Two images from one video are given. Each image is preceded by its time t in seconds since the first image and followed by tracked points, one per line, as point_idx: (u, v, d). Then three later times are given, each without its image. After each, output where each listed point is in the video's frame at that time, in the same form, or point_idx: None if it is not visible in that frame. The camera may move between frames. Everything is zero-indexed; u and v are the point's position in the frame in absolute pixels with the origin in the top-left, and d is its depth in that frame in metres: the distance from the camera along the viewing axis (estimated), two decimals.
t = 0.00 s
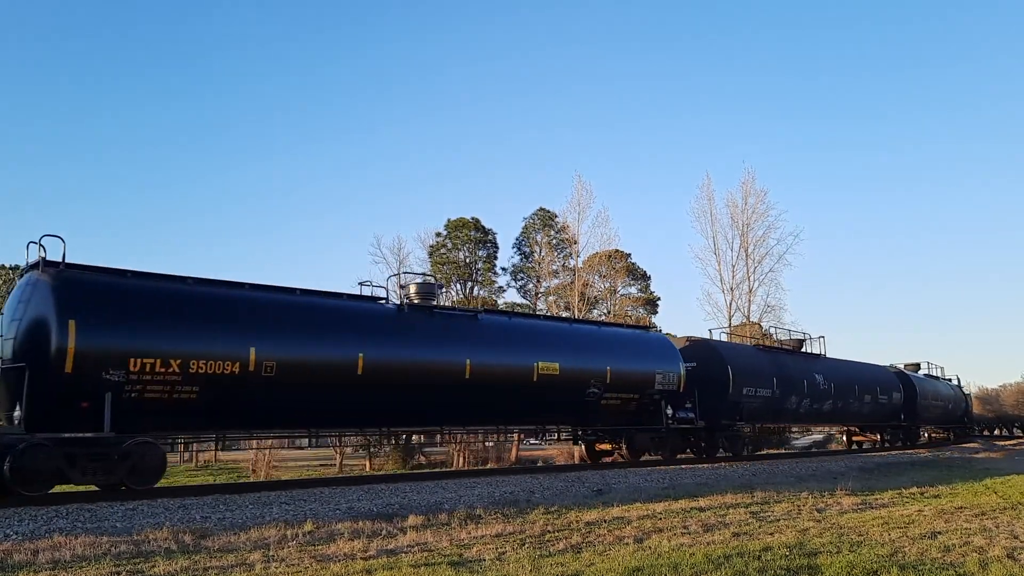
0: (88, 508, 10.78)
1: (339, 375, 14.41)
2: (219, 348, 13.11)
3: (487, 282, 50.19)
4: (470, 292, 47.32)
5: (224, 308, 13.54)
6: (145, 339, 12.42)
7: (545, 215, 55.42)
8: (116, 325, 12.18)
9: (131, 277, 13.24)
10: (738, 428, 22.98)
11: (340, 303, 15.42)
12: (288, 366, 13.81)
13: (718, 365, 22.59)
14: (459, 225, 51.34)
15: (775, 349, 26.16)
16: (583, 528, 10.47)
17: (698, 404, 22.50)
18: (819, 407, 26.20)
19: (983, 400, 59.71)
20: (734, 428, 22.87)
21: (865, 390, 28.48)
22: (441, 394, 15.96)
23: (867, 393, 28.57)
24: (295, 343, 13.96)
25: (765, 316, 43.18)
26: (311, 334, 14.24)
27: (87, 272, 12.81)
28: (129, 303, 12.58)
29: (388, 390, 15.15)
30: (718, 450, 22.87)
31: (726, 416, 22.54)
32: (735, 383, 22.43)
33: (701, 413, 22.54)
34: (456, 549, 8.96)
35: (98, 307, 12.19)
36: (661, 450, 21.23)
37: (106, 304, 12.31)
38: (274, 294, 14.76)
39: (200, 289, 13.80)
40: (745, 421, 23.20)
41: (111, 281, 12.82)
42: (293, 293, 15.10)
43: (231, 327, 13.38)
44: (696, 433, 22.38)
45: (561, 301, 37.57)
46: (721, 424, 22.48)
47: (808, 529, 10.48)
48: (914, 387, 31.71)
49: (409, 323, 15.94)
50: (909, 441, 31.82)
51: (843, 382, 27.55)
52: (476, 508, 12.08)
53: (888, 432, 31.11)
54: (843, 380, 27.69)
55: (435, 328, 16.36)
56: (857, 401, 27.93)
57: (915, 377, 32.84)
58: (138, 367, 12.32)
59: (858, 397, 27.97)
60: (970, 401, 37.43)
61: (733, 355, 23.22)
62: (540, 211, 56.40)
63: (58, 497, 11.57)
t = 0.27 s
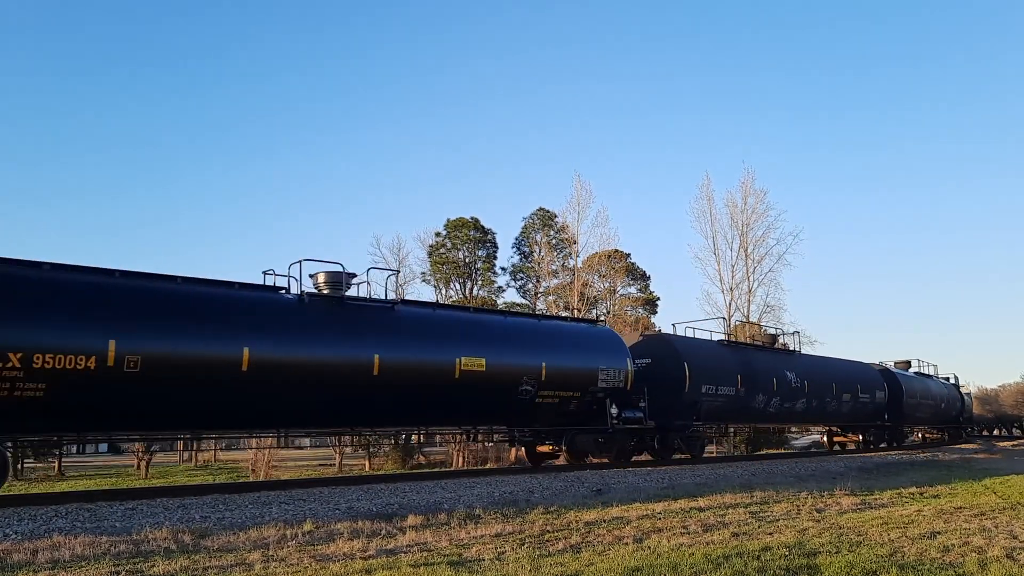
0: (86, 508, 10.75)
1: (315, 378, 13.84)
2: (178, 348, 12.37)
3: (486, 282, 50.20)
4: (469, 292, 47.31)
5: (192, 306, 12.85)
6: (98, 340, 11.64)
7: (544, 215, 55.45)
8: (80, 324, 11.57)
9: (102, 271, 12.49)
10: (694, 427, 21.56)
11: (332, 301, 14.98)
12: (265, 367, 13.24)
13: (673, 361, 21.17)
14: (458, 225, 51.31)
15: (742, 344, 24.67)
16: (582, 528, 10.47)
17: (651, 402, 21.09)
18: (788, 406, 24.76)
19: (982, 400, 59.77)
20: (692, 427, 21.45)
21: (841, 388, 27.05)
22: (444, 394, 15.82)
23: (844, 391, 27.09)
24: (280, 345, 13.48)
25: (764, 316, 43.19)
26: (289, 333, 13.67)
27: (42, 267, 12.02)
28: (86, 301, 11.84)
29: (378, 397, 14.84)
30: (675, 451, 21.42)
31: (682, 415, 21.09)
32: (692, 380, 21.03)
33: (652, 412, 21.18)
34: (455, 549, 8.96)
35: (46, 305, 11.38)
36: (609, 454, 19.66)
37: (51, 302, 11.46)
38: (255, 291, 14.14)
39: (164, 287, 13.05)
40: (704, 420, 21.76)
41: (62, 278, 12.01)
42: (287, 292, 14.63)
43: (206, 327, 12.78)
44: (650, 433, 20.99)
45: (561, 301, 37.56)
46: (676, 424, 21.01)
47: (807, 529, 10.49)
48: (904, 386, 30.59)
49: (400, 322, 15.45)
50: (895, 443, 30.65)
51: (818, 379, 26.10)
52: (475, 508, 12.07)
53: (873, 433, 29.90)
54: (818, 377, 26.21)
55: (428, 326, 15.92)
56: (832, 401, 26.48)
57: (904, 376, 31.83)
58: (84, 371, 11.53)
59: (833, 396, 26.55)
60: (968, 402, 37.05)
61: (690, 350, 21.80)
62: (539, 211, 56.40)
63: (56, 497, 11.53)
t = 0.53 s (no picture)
0: (85, 508, 10.75)
1: (312, 375, 13.88)
2: (167, 346, 12.35)
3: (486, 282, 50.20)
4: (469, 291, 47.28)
5: (184, 305, 12.87)
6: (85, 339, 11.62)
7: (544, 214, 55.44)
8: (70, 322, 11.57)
9: (94, 271, 12.50)
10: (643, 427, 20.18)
11: (331, 300, 15.08)
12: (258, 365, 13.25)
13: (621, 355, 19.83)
14: (457, 225, 51.30)
15: (702, 338, 23.30)
16: (581, 528, 10.46)
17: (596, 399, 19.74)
18: (750, 405, 23.42)
19: (981, 400, 59.80)
20: (642, 427, 20.10)
21: (809, 387, 25.70)
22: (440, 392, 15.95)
23: (813, 389, 25.74)
24: (277, 344, 13.56)
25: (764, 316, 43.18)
26: (285, 332, 13.72)
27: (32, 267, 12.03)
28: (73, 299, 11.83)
29: (373, 395, 14.88)
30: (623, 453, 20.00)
31: (630, 413, 19.74)
32: (642, 377, 19.70)
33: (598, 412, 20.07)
34: (455, 549, 8.96)
35: (31, 303, 11.36)
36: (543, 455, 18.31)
37: (37, 301, 11.45)
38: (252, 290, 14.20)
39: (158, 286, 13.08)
40: (654, 420, 20.41)
41: (51, 277, 12.02)
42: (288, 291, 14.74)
43: (201, 326, 12.82)
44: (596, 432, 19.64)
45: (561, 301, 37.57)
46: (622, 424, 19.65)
47: (806, 529, 10.49)
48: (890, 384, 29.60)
49: (397, 321, 15.55)
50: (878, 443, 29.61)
51: (785, 377, 24.74)
52: (475, 508, 12.06)
53: (853, 434, 28.76)
54: (785, 374, 24.88)
55: (425, 325, 16.04)
56: (799, 399, 25.12)
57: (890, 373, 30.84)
58: (71, 370, 11.50)
59: (799, 395, 25.20)
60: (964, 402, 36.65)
61: (641, 344, 20.49)
62: (539, 210, 56.37)
63: (55, 497, 11.51)
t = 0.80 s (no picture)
0: (85, 508, 10.74)
1: (312, 375, 13.91)
2: (166, 346, 12.34)
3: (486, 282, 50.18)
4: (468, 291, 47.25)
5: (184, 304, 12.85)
6: (83, 338, 11.60)
7: (543, 215, 55.44)
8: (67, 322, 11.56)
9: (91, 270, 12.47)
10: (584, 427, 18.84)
11: (330, 300, 15.09)
12: (256, 364, 13.24)
13: (560, 351, 18.49)
14: (456, 225, 51.28)
15: (657, 334, 21.97)
16: (582, 528, 10.46)
17: (531, 398, 18.51)
18: (707, 404, 22.08)
19: (981, 400, 59.88)
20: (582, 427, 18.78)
21: (774, 385, 24.35)
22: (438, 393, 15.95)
23: (778, 388, 24.39)
24: (277, 345, 13.55)
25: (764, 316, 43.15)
26: (285, 331, 13.72)
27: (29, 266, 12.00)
28: (71, 299, 11.80)
29: (371, 394, 14.87)
30: (562, 455, 18.56)
31: (570, 412, 18.42)
32: (582, 374, 18.39)
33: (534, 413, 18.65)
34: (455, 549, 8.96)
35: (27, 303, 11.34)
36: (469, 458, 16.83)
37: (33, 301, 11.42)
38: (251, 289, 14.19)
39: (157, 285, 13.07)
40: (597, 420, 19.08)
41: (48, 277, 11.95)
42: (285, 291, 14.70)
43: (200, 325, 12.81)
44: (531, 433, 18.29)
45: (560, 301, 37.59)
46: (560, 423, 18.31)
47: (806, 529, 10.49)
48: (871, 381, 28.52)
49: (396, 320, 15.57)
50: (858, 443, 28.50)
51: (747, 375, 23.40)
52: (475, 508, 12.06)
53: (829, 435, 27.51)
54: (748, 372, 23.54)
55: (424, 324, 16.05)
56: (763, 399, 23.74)
57: (873, 370, 29.72)
58: (69, 369, 11.48)
59: (762, 394, 23.80)
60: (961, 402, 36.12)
61: (583, 340, 19.13)
62: (539, 210, 56.37)
63: (55, 497, 11.50)
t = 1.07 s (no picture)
0: (84, 508, 10.73)
1: (313, 373, 14.00)
2: (167, 346, 12.37)
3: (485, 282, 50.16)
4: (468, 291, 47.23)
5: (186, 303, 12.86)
6: (84, 338, 11.62)
7: (543, 214, 55.43)
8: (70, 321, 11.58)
9: (92, 269, 12.45)
10: (512, 427, 17.31)
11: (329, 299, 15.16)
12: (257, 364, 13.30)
13: (490, 344, 17.01)
14: (456, 225, 51.26)
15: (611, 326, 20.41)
16: (581, 528, 10.46)
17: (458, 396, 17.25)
18: (661, 403, 20.43)
19: (980, 400, 59.94)
20: (509, 428, 17.25)
21: (739, 383, 22.67)
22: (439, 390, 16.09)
23: (743, 386, 22.69)
24: (278, 344, 13.60)
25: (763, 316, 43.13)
26: (286, 331, 13.76)
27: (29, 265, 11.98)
28: (71, 297, 11.81)
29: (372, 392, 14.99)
30: (491, 458, 17.07)
31: (496, 411, 16.90)
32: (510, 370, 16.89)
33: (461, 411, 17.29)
34: (454, 549, 8.95)
35: (28, 302, 11.34)
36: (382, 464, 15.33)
37: (34, 300, 11.43)
38: (252, 288, 14.21)
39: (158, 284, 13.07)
40: (528, 419, 17.54)
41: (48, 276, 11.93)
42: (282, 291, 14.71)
43: (202, 325, 12.84)
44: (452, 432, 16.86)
45: (560, 301, 37.59)
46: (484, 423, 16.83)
47: (805, 529, 10.48)
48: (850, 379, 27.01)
49: (394, 319, 15.67)
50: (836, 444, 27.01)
51: (709, 372, 21.74)
52: (474, 508, 12.05)
53: (802, 435, 25.93)
54: (710, 368, 21.88)
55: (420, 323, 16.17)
56: (724, 398, 22.12)
57: (855, 368, 28.13)
58: (68, 369, 11.48)
59: (724, 392, 22.11)
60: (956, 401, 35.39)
61: (518, 332, 17.70)
62: (539, 210, 56.33)
63: (54, 497, 11.49)
